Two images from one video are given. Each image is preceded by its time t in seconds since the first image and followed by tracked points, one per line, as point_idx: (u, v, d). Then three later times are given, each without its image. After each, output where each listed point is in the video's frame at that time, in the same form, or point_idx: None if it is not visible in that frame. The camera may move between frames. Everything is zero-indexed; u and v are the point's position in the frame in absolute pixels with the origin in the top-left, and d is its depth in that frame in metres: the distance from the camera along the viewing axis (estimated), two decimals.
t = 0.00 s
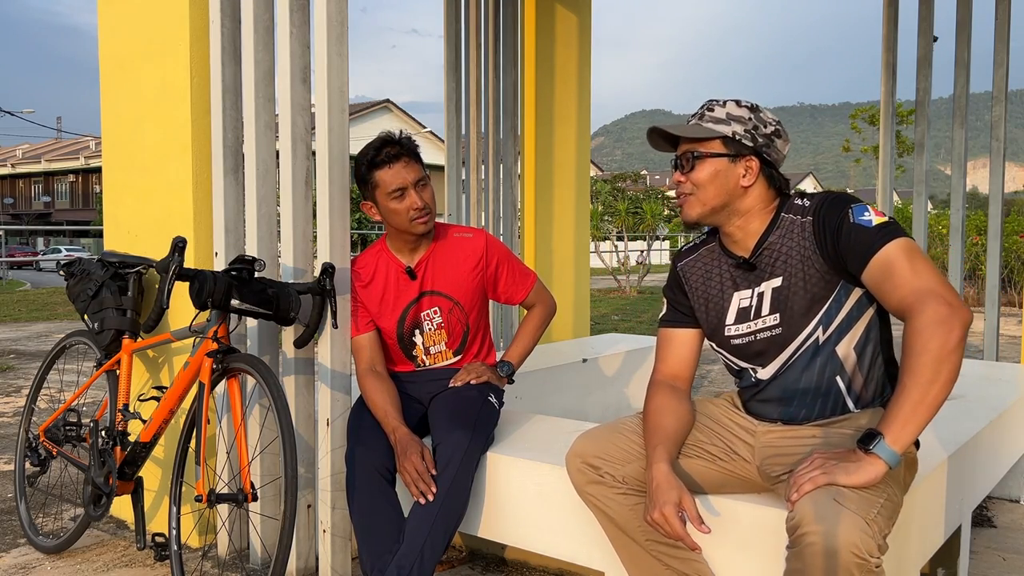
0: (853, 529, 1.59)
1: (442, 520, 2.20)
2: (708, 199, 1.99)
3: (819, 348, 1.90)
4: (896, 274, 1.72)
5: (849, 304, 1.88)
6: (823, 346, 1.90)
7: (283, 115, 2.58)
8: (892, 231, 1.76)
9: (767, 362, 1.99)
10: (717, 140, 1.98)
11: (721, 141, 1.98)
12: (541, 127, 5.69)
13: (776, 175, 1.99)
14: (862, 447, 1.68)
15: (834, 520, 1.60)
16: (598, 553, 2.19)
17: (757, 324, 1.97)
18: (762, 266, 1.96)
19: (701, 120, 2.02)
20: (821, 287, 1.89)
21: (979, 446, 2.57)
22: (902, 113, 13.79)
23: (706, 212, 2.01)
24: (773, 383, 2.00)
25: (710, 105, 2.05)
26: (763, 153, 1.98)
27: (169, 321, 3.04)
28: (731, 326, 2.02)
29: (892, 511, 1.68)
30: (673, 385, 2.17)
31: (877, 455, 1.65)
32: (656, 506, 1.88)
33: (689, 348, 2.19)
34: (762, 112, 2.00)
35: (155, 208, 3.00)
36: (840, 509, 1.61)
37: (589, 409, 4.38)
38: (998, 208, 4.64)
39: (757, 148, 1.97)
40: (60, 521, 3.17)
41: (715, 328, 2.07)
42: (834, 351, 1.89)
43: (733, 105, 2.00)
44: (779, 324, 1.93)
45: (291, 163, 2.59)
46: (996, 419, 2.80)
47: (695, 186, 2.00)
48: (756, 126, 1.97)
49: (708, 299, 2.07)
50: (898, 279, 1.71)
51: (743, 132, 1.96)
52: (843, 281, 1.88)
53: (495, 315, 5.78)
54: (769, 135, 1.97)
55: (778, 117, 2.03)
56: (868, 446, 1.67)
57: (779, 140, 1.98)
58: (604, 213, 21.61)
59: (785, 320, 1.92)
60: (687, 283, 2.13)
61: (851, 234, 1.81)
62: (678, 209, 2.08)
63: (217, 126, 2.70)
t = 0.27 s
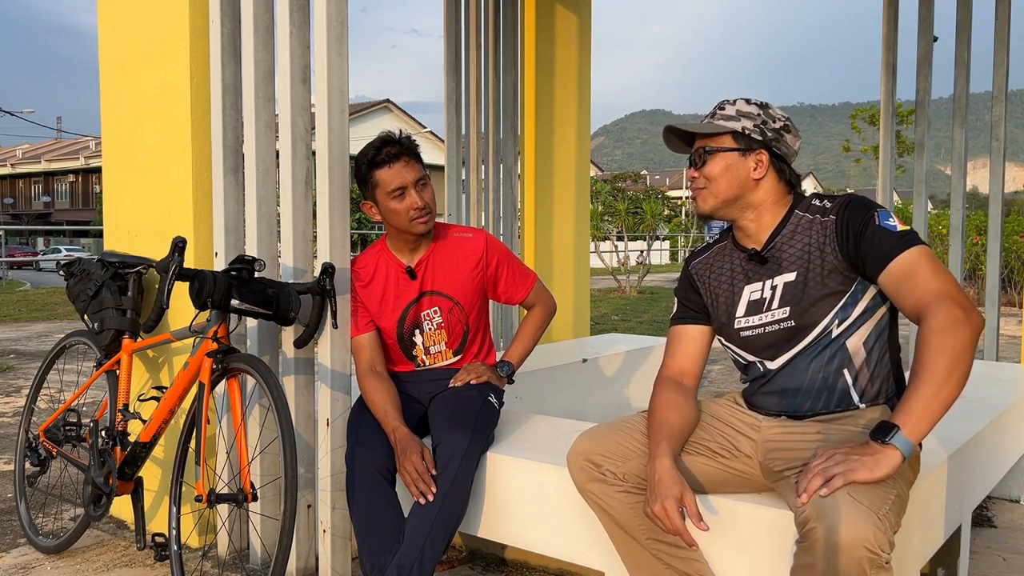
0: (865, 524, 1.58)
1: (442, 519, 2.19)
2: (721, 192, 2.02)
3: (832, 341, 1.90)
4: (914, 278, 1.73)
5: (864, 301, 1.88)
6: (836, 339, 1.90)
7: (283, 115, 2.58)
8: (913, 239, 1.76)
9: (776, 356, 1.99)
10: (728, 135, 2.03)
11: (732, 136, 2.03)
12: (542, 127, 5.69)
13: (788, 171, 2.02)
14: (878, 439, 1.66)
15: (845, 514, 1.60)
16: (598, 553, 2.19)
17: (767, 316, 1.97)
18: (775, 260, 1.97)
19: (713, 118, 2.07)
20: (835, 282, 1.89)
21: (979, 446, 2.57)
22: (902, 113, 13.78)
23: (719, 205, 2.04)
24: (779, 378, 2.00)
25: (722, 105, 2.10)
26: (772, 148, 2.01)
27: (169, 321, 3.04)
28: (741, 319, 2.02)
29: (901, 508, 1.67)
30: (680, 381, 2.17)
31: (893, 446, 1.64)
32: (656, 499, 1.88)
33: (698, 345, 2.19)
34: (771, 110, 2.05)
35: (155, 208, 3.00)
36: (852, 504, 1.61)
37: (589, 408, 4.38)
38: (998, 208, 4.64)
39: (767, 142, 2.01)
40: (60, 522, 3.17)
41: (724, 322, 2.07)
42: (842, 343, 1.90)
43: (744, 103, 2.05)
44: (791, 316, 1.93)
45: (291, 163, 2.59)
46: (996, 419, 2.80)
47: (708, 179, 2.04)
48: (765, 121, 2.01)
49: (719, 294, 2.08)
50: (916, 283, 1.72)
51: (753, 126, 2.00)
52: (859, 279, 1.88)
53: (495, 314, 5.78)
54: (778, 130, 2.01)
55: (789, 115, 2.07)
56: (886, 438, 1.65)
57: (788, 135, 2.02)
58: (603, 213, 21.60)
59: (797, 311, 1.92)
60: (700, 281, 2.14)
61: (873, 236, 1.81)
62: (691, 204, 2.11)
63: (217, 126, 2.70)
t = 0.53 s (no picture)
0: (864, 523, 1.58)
1: (443, 519, 2.19)
2: (720, 193, 2.03)
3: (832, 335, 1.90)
4: (915, 275, 1.74)
5: (863, 297, 1.88)
6: (835, 334, 1.90)
7: (283, 114, 2.58)
8: (911, 239, 1.78)
9: (775, 351, 1.98)
10: (727, 138, 2.03)
11: (731, 138, 2.03)
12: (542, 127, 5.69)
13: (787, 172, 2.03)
14: (890, 434, 1.64)
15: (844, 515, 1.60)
16: (598, 553, 2.19)
17: (769, 312, 1.97)
18: (775, 258, 1.98)
19: (714, 121, 2.08)
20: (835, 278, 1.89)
21: (979, 446, 2.57)
22: (902, 113, 13.78)
23: (718, 207, 2.05)
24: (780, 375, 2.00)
25: (721, 107, 2.10)
26: (771, 150, 2.02)
27: (169, 321, 3.04)
28: (743, 317, 2.03)
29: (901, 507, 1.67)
30: (683, 379, 2.17)
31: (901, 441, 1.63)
32: (656, 489, 1.88)
33: (701, 345, 2.19)
34: (770, 113, 2.05)
35: (155, 209, 3.00)
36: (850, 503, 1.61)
37: (589, 408, 4.38)
38: (998, 208, 4.64)
39: (765, 144, 2.01)
40: (60, 521, 3.17)
41: (726, 321, 2.08)
42: (841, 338, 1.90)
43: (743, 106, 2.06)
44: (792, 311, 1.93)
45: (291, 163, 2.59)
46: (996, 419, 2.80)
47: (707, 181, 2.05)
48: (764, 124, 2.01)
49: (721, 294, 2.09)
50: (918, 280, 1.73)
51: (752, 129, 2.01)
52: (858, 275, 1.89)
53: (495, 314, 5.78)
54: (777, 133, 2.01)
55: (787, 117, 2.07)
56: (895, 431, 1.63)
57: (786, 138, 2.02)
58: (603, 213, 21.60)
59: (799, 306, 1.92)
60: (701, 282, 2.15)
61: (873, 235, 1.82)
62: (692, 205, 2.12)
63: (217, 126, 2.70)
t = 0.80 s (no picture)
0: (859, 510, 1.58)
1: (443, 520, 2.19)
2: (707, 196, 2.04)
3: (823, 334, 1.90)
4: (919, 261, 1.74)
5: (853, 293, 1.89)
6: (826, 332, 1.90)
7: (283, 114, 2.58)
8: (903, 229, 1.79)
9: (768, 351, 1.97)
10: (714, 140, 2.03)
11: (718, 141, 2.03)
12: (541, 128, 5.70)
13: (773, 173, 2.03)
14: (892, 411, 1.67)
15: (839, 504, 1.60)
16: (598, 553, 2.19)
17: (758, 313, 1.97)
18: (762, 259, 1.98)
19: (700, 123, 2.07)
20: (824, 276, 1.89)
21: (978, 446, 2.57)
22: (902, 113, 13.78)
23: (706, 210, 2.05)
24: (776, 378, 1.99)
25: (708, 109, 2.11)
26: (757, 153, 2.02)
27: (169, 321, 3.04)
28: (733, 318, 2.03)
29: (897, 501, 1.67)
30: (676, 380, 2.18)
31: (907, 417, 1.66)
32: (651, 486, 1.89)
33: (695, 345, 2.19)
34: (757, 116, 2.05)
35: (155, 209, 3.00)
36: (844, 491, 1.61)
37: (588, 408, 4.38)
38: (998, 208, 4.64)
39: (751, 147, 2.01)
40: (60, 522, 3.17)
41: (717, 323, 2.08)
42: (835, 338, 1.89)
43: (729, 109, 2.06)
44: (782, 312, 1.93)
45: (291, 163, 2.59)
46: (996, 419, 2.80)
47: (693, 184, 2.06)
48: (750, 127, 2.02)
49: (710, 296, 2.09)
50: (922, 265, 1.74)
51: (738, 132, 2.01)
52: (848, 271, 1.89)
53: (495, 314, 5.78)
54: (763, 136, 2.02)
55: (774, 120, 2.07)
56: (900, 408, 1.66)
57: (772, 141, 2.03)
58: (603, 213, 21.60)
59: (788, 307, 1.92)
60: (691, 285, 2.16)
61: (863, 231, 1.82)
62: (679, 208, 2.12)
63: (217, 126, 2.70)
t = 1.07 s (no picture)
0: (847, 526, 1.59)
1: (443, 518, 2.19)
2: (691, 203, 2.02)
3: (813, 342, 1.89)
4: (911, 260, 1.71)
5: (843, 299, 1.87)
6: (818, 340, 1.89)
7: (283, 114, 2.58)
8: (891, 229, 1.77)
9: (764, 360, 1.97)
10: (697, 146, 2.00)
11: (702, 146, 2.00)
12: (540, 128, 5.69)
13: (757, 177, 2.01)
14: (891, 421, 1.68)
15: (828, 519, 1.61)
16: (598, 553, 2.19)
17: (749, 321, 1.97)
18: (750, 267, 1.97)
19: (682, 129, 2.05)
20: (812, 283, 1.89)
21: (978, 445, 2.57)
22: (902, 112, 13.78)
23: (691, 216, 2.04)
24: (773, 385, 1.99)
25: (691, 113, 2.07)
26: (742, 157, 1.99)
27: (169, 321, 3.05)
28: (725, 325, 2.03)
29: (889, 509, 1.67)
30: (672, 382, 2.17)
31: (908, 426, 1.67)
32: (655, 493, 1.87)
33: (689, 346, 2.19)
34: (741, 118, 2.02)
35: (155, 209, 3.00)
36: (834, 506, 1.62)
37: (588, 408, 4.38)
38: (998, 208, 4.64)
39: (736, 152, 1.99)
40: (60, 521, 3.17)
41: (710, 330, 2.08)
42: (827, 345, 1.88)
43: (712, 112, 2.03)
44: (772, 321, 1.93)
45: (291, 163, 2.59)
46: (996, 419, 2.80)
47: (678, 191, 2.03)
48: (734, 131, 1.99)
49: (702, 303, 2.09)
50: (914, 265, 1.71)
51: (722, 137, 1.98)
52: (838, 275, 1.88)
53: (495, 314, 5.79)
54: (747, 140, 1.99)
55: (758, 122, 2.04)
56: (901, 420, 1.67)
57: (757, 144, 2.00)
58: (604, 213, 21.60)
59: (778, 316, 1.92)
60: (682, 289, 2.15)
61: (850, 233, 1.81)
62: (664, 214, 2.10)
63: (217, 125, 2.70)
